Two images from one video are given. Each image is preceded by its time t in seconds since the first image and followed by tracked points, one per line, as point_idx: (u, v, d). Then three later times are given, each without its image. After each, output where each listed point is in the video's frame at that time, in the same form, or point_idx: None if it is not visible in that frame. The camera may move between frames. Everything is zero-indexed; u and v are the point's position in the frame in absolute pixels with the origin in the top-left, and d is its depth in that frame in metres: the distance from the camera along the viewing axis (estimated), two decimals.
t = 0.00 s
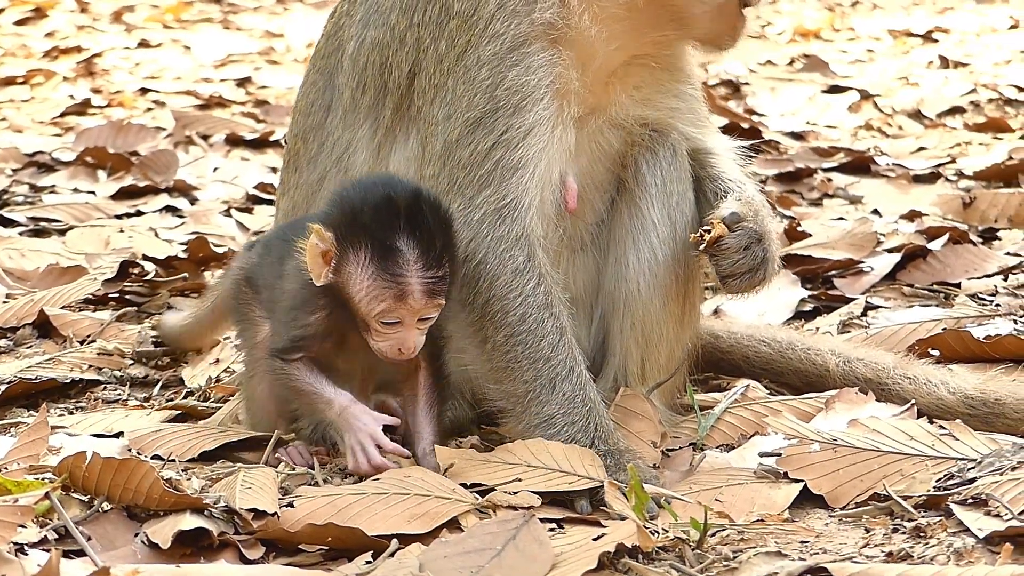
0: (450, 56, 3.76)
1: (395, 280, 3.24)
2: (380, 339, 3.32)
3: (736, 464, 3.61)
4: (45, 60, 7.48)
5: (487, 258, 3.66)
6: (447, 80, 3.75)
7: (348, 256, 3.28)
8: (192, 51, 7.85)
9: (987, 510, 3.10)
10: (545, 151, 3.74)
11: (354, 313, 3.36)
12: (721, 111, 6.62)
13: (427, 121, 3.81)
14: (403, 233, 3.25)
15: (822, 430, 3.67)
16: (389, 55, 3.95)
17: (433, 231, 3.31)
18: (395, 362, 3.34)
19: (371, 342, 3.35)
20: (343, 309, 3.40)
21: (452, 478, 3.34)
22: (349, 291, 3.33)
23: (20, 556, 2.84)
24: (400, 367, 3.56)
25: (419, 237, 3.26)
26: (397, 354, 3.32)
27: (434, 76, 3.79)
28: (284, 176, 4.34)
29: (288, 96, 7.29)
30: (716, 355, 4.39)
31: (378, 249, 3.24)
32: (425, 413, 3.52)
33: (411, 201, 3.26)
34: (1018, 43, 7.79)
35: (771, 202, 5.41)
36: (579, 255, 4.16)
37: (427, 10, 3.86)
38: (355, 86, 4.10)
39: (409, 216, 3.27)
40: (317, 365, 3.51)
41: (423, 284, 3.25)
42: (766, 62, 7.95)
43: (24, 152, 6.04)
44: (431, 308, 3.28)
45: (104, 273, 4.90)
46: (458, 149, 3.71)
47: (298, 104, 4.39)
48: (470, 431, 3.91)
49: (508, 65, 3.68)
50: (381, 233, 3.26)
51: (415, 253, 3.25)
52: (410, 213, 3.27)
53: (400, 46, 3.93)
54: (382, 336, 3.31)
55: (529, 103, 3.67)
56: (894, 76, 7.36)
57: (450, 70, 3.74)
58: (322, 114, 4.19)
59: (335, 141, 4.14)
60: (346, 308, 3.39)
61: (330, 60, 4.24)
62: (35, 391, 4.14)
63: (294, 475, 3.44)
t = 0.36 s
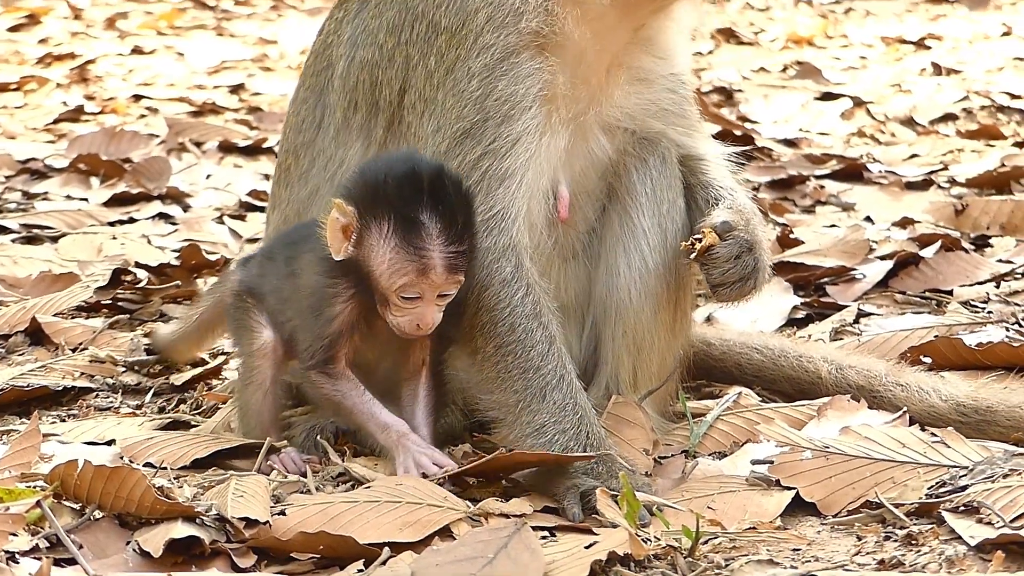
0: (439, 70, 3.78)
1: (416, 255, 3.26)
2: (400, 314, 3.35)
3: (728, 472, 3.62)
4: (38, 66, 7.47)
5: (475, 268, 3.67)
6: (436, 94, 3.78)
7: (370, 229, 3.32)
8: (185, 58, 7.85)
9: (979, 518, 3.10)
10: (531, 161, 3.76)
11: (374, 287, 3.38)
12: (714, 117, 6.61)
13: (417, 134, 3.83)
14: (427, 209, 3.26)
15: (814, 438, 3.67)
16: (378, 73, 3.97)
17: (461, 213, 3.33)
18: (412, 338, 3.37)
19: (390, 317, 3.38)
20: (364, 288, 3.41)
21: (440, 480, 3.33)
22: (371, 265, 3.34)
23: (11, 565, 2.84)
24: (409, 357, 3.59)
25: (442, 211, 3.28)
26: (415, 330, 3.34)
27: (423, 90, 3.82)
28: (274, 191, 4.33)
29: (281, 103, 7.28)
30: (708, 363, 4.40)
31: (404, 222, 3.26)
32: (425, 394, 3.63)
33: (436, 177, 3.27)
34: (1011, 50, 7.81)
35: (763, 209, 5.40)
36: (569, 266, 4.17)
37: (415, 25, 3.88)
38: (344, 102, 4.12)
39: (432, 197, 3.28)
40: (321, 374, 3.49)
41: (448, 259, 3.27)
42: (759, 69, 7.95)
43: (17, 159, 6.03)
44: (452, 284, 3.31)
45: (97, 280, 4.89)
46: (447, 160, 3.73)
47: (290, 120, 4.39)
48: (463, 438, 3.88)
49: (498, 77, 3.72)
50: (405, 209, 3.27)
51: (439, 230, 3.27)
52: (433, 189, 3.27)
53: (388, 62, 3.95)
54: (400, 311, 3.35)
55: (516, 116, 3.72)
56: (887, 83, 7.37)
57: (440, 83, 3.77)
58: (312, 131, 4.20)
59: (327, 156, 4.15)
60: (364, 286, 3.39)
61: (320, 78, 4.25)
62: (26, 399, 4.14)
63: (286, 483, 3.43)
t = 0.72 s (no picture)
0: (422, 82, 3.77)
1: (372, 286, 3.20)
2: (360, 343, 3.29)
3: (720, 477, 3.61)
4: (30, 73, 7.47)
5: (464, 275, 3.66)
6: (419, 103, 3.77)
7: (342, 253, 3.26)
8: (177, 64, 7.85)
9: (970, 523, 3.09)
10: (515, 169, 3.75)
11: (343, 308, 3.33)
12: (706, 124, 6.62)
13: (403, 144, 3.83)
14: (396, 241, 3.20)
15: (805, 443, 3.67)
16: (362, 86, 3.96)
17: (436, 245, 3.25)
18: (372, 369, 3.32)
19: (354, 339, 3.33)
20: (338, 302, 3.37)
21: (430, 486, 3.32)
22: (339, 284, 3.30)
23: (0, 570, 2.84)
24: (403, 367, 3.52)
25: (410, 245, 3.20)
26: (372, 361, 3.30)
27: (407, 99, 3.81)
28: (263, 202, 4.34)
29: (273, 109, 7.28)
30: (699, 368, 4.39)
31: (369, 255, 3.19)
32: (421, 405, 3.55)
33: (414, 211, 3.21)
34: (1003, 56, 7.83)
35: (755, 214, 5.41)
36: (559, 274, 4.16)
37: (395, 38, 3.87)
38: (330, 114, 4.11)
39: (406, 227, 3.21)
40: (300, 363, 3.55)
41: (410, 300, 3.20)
42: (750, 75, 7.97)
43: (8, 165, 6.02)
44: (407, 322, 3.22)
45: (88, 285, 4.89)
46: (433, 169, 3.73)
47: (277, 132, 4.38)
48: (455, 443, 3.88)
49: (480, 83, 3.71)
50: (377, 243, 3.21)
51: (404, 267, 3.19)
52: (407, 222, 3.21)
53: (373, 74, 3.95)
54: (361, 341, 3.28)
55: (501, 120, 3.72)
56: (879, 89, 7.38)
57: (424, 91, 3.76)
58: (299, 144, 4.19)
59: (315, 168, 4.14)
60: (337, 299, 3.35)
61: (306, 91, 4.24)
62: (17, 404, 4.13)
63: (277, 488, 3.42)
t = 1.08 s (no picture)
0: (391, 103, 3.74)
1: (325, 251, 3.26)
2: (321, 314, 3.30)
3: (712, 482, 3.60)
4: (22, 78, 7.45)
5: (450, 286, 3.65)
6: (394, 118, 3.73)
7: (294, 230, 3.34)
8: (169, 70, 7.84)
9: (962, 527, 3.09)
10: (497, 180, 3.74)
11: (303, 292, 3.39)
12: (698, 129, 6.62)
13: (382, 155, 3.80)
14: (346, 208, 3.26)
15: (797, 447, 3.67)
16: (341, 92, 3.96)
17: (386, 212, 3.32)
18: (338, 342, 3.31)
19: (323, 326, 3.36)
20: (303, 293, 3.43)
21: (423, 493, 3.29)
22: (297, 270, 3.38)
23: None
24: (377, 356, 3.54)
25: (361, 213, 3.27)
26: (338, 331, 3.29)
27: (384, 112, 3.78)
28: (252, 195, 4.33)
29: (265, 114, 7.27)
30: (693, 372, 4.38)
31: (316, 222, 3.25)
32: (413, 397, 3.54)
33: (362, 179, 3.29)
34: (995, 62, 7.84)
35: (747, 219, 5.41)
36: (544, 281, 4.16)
37: (367, 54, 3.86)
38: (313, 115, 4.09)
39: (358, 195, 3.28)
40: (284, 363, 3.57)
41: (359, 257, 3.25)
42: (742, 81, 7.97)
43: None
44: (364, 278, 3.27)
45: (79, 290, 4.92)
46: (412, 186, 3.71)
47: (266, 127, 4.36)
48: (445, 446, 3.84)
49: (442, 110, 3.65)
50: (329, 213, 3.26)
51: (353, 231, 3.26)
52: (353, 189, 3.28)
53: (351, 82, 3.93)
54: (321, 310, 3.30)
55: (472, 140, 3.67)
56: (871, 95, 7.39)
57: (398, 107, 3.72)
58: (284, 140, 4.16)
59: (296, 164, 4.12)
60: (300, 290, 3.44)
61: (293, 87, 4.22)
62: (8, 409, 4.12)
63: (268, 492, 3.40)
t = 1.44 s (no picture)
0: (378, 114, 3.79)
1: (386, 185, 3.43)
2: (388, 248, 3.43)
3: (708, 490, 3.59)
4: (17, 85, 7.45)
5: (443, 296, 3.66)
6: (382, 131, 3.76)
7: (338, 179, 3.44)
8: (164, 77, 7.84)
9: (959, 535, 3.10)
10: (484, 190, 3.75)
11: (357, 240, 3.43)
12: (693, 137, 6.63)
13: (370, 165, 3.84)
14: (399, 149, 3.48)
15: (793, 455, 3.67)
16: (330, 99, 4.03)
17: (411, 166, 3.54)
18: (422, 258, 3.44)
19: (391, 261, 3.44)
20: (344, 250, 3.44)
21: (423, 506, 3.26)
22: (347, 214, 3.42)
23: None
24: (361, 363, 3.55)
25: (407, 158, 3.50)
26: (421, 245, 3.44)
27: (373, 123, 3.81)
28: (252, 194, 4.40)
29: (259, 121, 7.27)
30: (688, 378, 4.37)
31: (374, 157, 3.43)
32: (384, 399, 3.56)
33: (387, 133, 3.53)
34: (989, 70, 7.86)
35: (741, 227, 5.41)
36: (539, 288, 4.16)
37: (353, 66, 3.95)
38: (306, 119, 4.16)
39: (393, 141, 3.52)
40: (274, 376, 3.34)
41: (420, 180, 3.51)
42: (737, 89, 7.99)
43: None
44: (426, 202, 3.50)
45: (74, 296, 4.90)
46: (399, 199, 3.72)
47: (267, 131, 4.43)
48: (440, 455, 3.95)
49: (420, 125, 3.68)
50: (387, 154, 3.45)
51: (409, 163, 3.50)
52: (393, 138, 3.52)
53: (340, 93, 4.00)
54: (389, 245, 3.43)
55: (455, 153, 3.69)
56: (865, 103, 7.41)
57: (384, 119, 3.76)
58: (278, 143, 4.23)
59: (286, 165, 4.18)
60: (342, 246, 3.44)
61: (290, 91, 4.32)
62: (3, 416, 4.11)
63: (263, 500, 3.40)
